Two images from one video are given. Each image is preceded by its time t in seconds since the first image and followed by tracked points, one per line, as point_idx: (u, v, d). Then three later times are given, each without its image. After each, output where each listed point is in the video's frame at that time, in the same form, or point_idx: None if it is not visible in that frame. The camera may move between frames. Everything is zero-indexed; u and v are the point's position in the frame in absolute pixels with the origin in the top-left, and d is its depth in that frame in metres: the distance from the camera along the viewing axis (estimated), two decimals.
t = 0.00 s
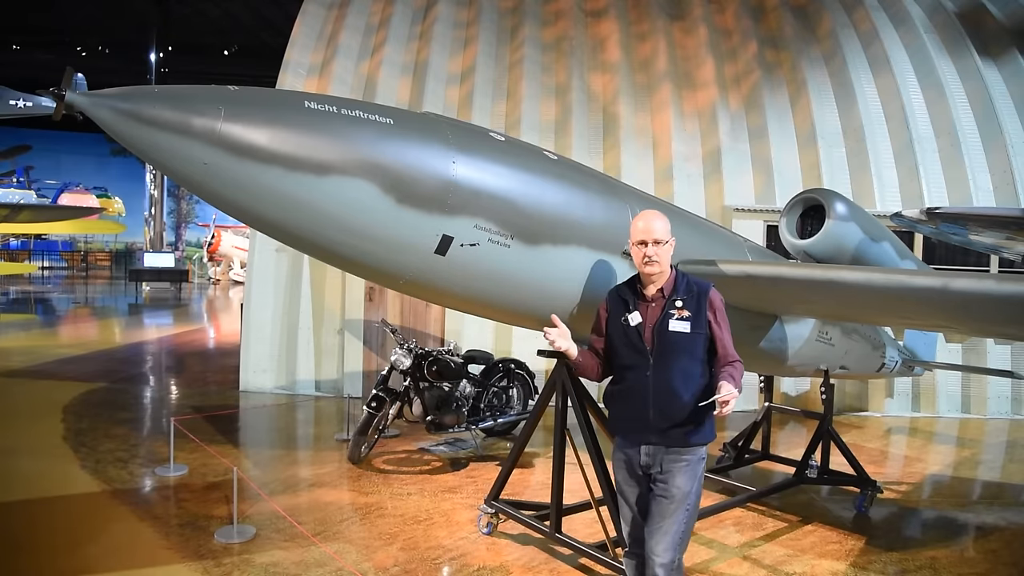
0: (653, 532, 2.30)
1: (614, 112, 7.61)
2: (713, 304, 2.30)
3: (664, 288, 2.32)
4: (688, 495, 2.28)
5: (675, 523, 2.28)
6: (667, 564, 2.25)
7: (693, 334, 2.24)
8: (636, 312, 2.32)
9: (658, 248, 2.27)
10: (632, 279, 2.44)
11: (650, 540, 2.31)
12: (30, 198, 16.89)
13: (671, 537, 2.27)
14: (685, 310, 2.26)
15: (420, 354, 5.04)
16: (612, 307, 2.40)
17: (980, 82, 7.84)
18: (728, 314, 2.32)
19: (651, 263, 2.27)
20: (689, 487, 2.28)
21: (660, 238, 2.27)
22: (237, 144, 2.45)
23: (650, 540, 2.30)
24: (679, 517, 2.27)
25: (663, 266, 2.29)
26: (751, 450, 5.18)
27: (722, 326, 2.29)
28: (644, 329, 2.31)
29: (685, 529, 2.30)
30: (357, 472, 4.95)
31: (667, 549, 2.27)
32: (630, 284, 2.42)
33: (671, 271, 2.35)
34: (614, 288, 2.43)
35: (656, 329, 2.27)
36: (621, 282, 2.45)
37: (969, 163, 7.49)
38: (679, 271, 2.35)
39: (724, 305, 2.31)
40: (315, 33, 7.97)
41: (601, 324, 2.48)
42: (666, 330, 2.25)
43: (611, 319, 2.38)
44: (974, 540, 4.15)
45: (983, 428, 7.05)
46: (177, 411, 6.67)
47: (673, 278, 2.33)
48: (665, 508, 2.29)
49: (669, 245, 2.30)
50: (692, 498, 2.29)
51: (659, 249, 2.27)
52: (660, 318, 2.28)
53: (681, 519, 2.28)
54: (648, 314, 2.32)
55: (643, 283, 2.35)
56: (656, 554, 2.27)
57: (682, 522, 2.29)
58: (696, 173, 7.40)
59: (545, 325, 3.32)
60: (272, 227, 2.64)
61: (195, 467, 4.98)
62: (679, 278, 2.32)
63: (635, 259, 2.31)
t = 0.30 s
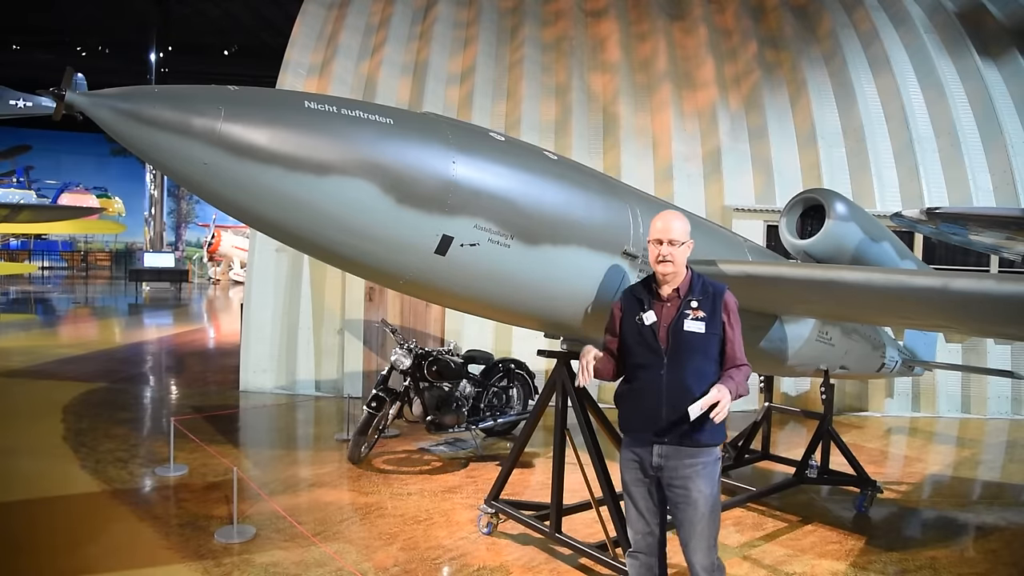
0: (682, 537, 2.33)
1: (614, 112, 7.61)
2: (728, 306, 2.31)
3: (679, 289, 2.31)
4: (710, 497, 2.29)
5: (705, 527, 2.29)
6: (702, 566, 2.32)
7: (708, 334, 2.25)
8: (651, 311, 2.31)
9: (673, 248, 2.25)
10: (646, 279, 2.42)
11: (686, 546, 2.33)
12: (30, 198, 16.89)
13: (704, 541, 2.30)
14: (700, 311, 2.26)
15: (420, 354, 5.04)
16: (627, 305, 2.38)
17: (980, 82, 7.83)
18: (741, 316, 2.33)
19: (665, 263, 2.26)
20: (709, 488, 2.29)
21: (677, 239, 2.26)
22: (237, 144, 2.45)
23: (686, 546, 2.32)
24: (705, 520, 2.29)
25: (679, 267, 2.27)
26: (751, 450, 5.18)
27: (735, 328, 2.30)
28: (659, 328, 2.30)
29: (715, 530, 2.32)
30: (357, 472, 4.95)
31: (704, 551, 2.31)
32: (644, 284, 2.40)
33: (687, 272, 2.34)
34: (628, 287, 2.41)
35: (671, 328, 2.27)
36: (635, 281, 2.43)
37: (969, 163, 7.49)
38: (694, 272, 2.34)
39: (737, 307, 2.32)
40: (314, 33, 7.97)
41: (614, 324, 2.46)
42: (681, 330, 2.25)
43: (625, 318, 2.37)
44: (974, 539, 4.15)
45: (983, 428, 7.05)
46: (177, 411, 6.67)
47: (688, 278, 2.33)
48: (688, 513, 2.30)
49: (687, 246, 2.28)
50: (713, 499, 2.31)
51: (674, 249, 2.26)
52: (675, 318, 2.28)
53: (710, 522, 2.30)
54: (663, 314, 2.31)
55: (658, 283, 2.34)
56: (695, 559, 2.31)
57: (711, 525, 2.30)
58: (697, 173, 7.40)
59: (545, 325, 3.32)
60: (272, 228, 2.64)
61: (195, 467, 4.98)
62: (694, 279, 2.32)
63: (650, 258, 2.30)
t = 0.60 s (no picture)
0: (700, 537, 2.33)
1: (614, 112, 7.61)
2: (750, 307, 2.31)
3: (702, 289, 2.31)
4: (729, 498, 2.29)
5: (723, 529, 2.29)
6: (719, 566, 2.31)
7: (730, 334, 2.26)
8: (673, 310, 2.31)
9: (695, 250, 2.24)
10: (667, 278, 2.42)
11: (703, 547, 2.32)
12: (30, 198, 16.89)
13: (722, 541, 2.30)
14: (722, 311, 2.27)
15: (420, 354, 5.04)
16: (646, 303, 2.38)
17: (980, 82, 7.83)
18: (762, 318, 2.34)
19: (688, 263, 2.26)
20: (729, 490, 2.29)
21: (701, 241, 2.24)
22: (237, 144, 2.45)
23: (704, 546, 2.32)
24: (724, 520, 2.29)
25: (701, 268, 2.26)
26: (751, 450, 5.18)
27: (757, 329, 2.32)
28: (681, 327, 2.31)
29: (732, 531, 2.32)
30: (357, 472, 4.95)
31: (721, 552, 2.30)
32: (665, 282, 2.40)
33: (710, 272, 2.34)
34: (648, 285, 2.41)
35: (692, 327, 2.28)
36: (656, 279, 2.42)
37: (969, 163, 7.49)
38: (717, 272, 2.34)
39: (759, 309, 2.34)
40: (315, 34, 7.97)
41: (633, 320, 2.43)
42: (702, 329, 2.26)
43: (646, 316, 2.37)
44: (974, 539, 4.15)
45: (983, 428, 7.05)
46: (177, 411, 6.66)
47: (710, 279, 2.33)
48: (705, 514, 2.30)
49: (711, 249, 2.27)
50: (730, 501, 2.30)
51: (697, 251, 2.25)
52: (697, 317, 2.29)
53: (729, 523, 2.30)
54: (685, 313, 2.31)
55: (680, 282, 2.33)
56: (712, 559, 2.31)
57: (728, 526, 2.30)
58: (697, 173, 7.40)
59: (545, 325, 3.32)
60: (273, 228, 2.64)
61: (195, 467, 4.99)
62: (717, 279, 2.33)
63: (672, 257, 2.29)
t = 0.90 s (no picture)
0: (713, 539, 2.34)
1: (614, 112, 7.61)
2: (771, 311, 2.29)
3: (723, 291, 2.30)
4: (745, 501, 2.30)
5: (738, 531, 2.30)
6: (731, 568, 2.32)
7: (750, 339, 2.24)
8: (693, 311, 2.29)
9: (720, 248, 2.23)
10: (688, 278, 2.41)
11: (716, 548, 2.33)
12: (30, 198, 16.88)
13: (736, 543, 2.31)
14: (743, 315, 2.25)
15: (420, 354, 5.05)
16: (666, 303, 2.38)
17: (980, 82, 7.83)
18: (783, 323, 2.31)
19: (710, 261, 2.24)
20: (745, 493, 2.30)
21: (725, 239, 2.24)
22: (237, 144, 2.45)
23: (717, 548, 2.33)
24: (738, 523, 2.30)
25: (723, 268, 2.24)
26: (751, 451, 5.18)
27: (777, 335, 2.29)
28: (700, 329, 2.29)
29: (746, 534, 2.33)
30: (357, 472, 4.95)
31: (734, 554, 2.31)
32: (685, 283, 2.39)
33: (731, 274, 2.32)
34: (668, 285, 2.40)
35: (711, 330, 2.26)
36: (676, 280, 2.42)
37: (969, 163, 7.49)
38: (739, 274, 2.32)
39: (780, 314, 2.31)
40: (315, 34, 7.97)
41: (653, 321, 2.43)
42: (721, 333, 2.24)
43: (666, 316, 2.36)
44: (974, 540, 4.15)
45: (983, 428, 7.05)
46: (177, 411, 6.66)
47: (732, 281, 2.31)
48: (720, 516, 2.31)
49: (734, 248, 2.26)
50: (746, 504, 2.31)
51: (721, 249, 2.23)
52: (716, 321, 2.27)
53: (743, 525, 2.31)
54: (704, 315, 2.30)
55: (701, 283, 2.31)
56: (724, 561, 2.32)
57: (742, 528, 2.31)
58: (697, 173, 7.40)
59: (545, 325, 3.32)
60: (273, 228, 2.64)
61: (195, 467, 4.98)
62: (738, 281, 2.30)
63: (695, 255, 2.28)
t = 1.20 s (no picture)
0: (723, 542, 2.33)
1: (614, 112, 7.61)
2: (784, 313, 2.28)
3: (735, 294, 2.29)
4: (758, 505, 2.29)
5: (749, 535, 2.30)
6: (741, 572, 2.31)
7: (761, 343, 2.23)
8: (704, 315, 2.30)
9: (734, 248, 2.23)
10: (701, 280, 2.41)
11: (726, 552, 2.32)
12: (30, 198, 16.88)
13: (747, 547, 2.30)
14: (754, 318, 2.24)
15: (420, 354, 5.05)
16: (678, 306, 2.38)
17: (980, 82, 7.83)
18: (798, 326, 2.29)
19: (723, 263, 2.24)
20: (758, 497, 2.29)
21: (737, 239, 2.24)
22: (238, 144, 2.45)
23: (727, 552, 2.31)
24: (750, 526, 2.29)
25: (736, 270, 2.24)
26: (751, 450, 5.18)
27: (790, 338, 2.27)
28: (712, 333, 2.30)
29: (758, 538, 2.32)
30: (357, 472, 4.95)
31: (744, 558, 2.30)
32: (697, 285, 2.39)
33: (743, 276, 2.31)
34: (679, 287, 2.41)
35: (722, 334, 2.26)
36: (690, 281, 2.42)
37: (969, 163, 7.49)
38: (752, 276, 2.31)
39: (795, 317, 2.29)
40: (315, 33, 7.97)
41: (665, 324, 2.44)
42: (732, 337, 2.24)
43: (678, 320, 2.37)
44: (974, 540, 4.15)
45: (983, 428, 7.05)
46: (177, 411, 6.66)
47: (744, 283, 2.30)
48: (732, 519, 2.31)
49: (747, 248, 2.26)
50: (759, 508, 2.30)
51: (734, 249, 2.23)
52: (728, 324, 2.27)
53: (755, 530, 2.30)
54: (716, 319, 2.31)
55: (714, 285, 2.31)
56: (734, 565, 2.30)
57: (754, 533, 2.30)
58: (697, 173, 7.40)
59: (545, 325, 3.32)
60: (274, 229, 2.65)
61: (195, 467, 4.98)
62: (750, 283, 2.29)
63: (708, 257, 2.27)
